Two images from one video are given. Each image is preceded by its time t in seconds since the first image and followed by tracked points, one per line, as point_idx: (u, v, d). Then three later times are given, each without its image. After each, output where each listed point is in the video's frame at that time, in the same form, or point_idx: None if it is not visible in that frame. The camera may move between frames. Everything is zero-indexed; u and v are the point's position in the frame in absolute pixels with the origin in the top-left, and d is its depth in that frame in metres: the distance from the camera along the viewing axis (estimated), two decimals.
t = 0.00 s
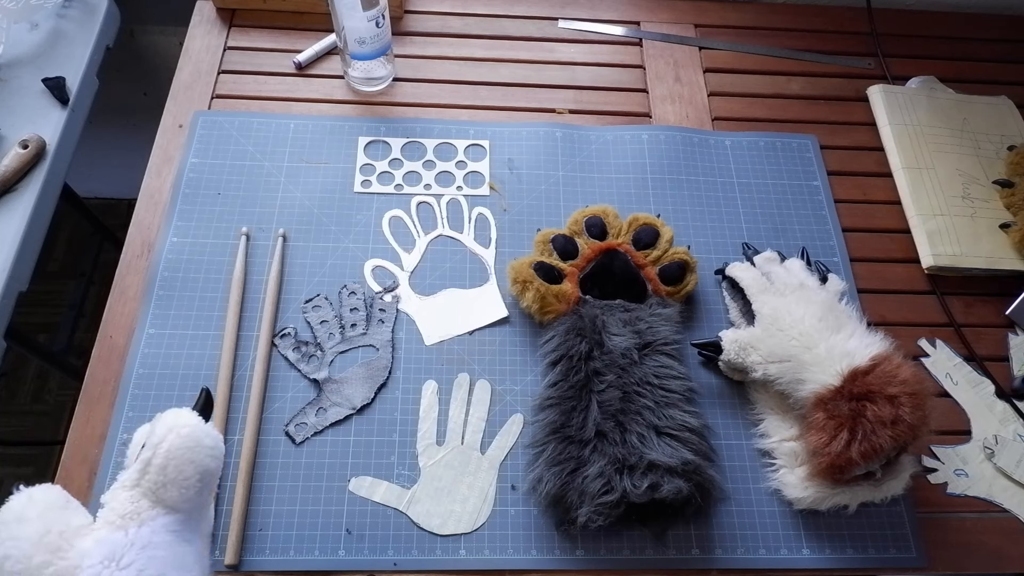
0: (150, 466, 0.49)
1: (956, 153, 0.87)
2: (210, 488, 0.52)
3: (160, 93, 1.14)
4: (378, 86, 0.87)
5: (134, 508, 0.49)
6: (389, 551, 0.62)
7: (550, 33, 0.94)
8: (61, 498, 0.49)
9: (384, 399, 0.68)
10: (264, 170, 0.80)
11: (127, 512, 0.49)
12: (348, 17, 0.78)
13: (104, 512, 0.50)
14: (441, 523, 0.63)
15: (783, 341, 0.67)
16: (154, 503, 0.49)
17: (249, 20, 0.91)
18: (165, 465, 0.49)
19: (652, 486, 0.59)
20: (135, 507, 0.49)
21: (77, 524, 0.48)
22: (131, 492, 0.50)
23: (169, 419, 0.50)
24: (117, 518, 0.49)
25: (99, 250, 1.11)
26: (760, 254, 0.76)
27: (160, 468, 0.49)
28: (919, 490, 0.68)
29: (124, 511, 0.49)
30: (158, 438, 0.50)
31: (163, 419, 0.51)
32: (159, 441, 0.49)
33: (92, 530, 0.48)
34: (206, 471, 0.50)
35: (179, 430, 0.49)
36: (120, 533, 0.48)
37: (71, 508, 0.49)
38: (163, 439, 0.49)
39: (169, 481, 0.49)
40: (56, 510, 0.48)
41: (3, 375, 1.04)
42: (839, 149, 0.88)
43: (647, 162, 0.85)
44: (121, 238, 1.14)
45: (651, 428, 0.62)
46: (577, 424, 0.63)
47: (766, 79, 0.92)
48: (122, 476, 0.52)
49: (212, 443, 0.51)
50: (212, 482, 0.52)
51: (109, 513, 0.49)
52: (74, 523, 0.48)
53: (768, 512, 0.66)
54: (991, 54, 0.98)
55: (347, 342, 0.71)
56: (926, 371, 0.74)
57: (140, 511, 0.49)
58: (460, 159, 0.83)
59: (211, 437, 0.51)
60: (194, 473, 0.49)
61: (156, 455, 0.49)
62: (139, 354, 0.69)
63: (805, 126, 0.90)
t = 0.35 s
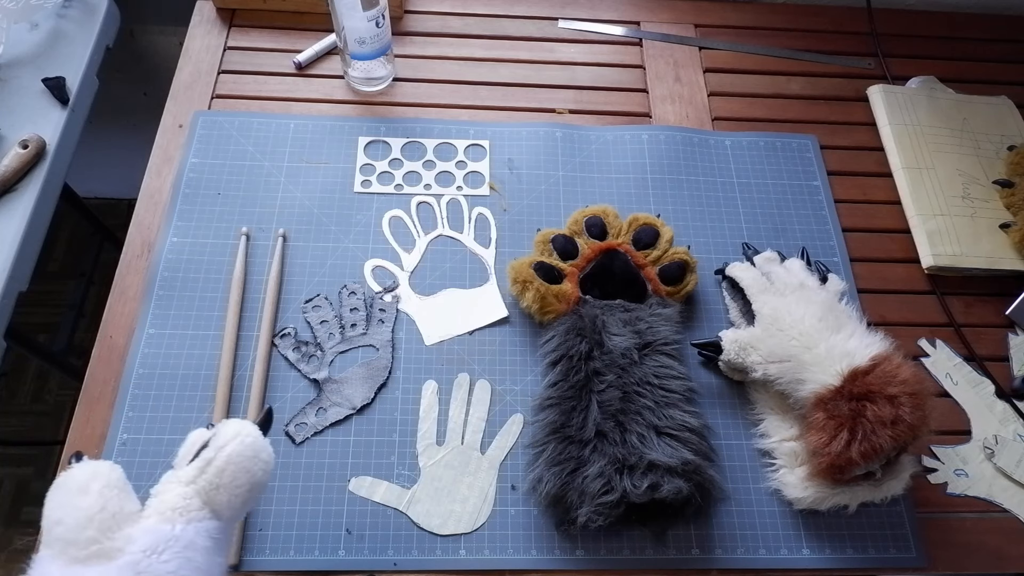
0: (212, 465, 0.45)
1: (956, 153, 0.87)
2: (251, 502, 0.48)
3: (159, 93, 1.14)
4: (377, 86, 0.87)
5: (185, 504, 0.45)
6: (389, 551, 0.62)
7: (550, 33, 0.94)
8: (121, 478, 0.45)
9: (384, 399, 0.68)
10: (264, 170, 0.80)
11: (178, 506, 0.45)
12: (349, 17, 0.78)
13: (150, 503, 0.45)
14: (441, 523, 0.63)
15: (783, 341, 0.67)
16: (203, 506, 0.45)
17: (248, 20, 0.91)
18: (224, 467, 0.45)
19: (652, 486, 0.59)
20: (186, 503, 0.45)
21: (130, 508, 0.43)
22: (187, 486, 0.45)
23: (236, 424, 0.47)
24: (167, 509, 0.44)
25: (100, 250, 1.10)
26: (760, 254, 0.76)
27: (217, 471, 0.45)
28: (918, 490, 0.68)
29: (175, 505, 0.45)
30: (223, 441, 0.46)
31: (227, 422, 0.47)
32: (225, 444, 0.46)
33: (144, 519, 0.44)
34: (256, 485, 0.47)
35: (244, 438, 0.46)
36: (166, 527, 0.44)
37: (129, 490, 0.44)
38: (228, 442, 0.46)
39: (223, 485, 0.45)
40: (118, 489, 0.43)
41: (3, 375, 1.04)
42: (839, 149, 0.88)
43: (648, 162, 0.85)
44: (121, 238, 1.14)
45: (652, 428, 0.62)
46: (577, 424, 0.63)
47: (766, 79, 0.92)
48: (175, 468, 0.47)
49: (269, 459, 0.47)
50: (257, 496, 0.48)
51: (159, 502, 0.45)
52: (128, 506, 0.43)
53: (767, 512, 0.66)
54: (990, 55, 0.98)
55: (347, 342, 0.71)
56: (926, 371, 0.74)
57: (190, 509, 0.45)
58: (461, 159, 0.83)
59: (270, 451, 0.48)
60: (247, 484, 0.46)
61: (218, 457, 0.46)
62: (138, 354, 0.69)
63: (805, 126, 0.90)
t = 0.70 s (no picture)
0: (123, 424, 0.43)
1: (956, 153, 0.87)
2: (194, 451, 0.45)
3: (160, 94, 1.14)
4: (378, 86, 0.87)
5: (105, 469, 0.44)
6: (389, 551, 0.62)
7: (550, 33, 0.94)
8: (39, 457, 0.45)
9: (384, 399, 0.68)
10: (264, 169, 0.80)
11: (98, 472, 0.44)
12: (348, 17, 0.78)
13: (77, 471, 0.45)
14: (441, 523, 0.63)
15: (783, 341, 0.67)
16: (125, 468, 0.44)
17: (249, 20, 0.91)
18: (136, 425, 0.42)
19: (652, 486, 0.59)
20: (107, 468, 0.44)
21: (48, 484, 0.43)
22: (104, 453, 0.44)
23: (147, 374, 0.43)
24: (88, 478, 0.44)
25: (100, 250, 1.10)
26: (760, 254, 0.76)
27: (131, 429, 0.43)
28: (919, 490, 0.68)
29: (96, 472, 0.44)
30: (132, 397, 0.42)
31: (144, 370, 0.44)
32: (134, 399, 0.42)
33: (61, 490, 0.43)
34: (183, 435, 0.43)
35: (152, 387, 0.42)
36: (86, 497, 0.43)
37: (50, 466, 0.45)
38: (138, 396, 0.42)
39: (140, 443, 0.43)
40: (26, 466, 0.44)
41: (4, 376, 1.04)
42: (839, 149, 0.88)
43: (647, 162, 0.85)
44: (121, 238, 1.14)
45: (651, 428, 0.62)
46: (577, 424, 0.63)
47: (766, 79, 0.92)
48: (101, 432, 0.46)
49: (192, 405, 0.43)
50: (196, 445, 0.45)
51: (82, 472, 0.44)
52: (45, 481, 0.43)
53: (768, 512, 0.66)
54: (991, 54, 0.98)
55: (347, 342, 0.71)
56: (926, 371, 0.74)
57: (110, 475, 0.44)
58: (460, 158, 0.83)
59: (192, 397, 0.43)
60: (167, 437, 0.43)
61: (128, 415, 0.43)
62: (139, 354, 0.69)
63: (804, 126, 0.90)
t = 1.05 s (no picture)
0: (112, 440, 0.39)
1: (956, 153, 0.87)
2: (198, 453, 0.41)
3: (160, 93, 1.14)
4: (377, 86, 0.87)
5: (97, 483, 0.41)
6: (389, 551, 0.62)
7: (550, 33, 0.94)
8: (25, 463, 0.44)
9: (384, 399, 0.68)
10: (264, 169, 0.80)
11: (88, 487, 0.42)
12: (348, 17, 0.78)
13: (66, 481, 0.43)
14: (441, 523, 0.63)
15: (783, 341, 0.67)
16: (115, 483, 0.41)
17: (248, 20, 0.91)
18: (127, 442, 0.38)
19: (652, 486, 0.59)
20: (95, 481, 0.41)
21: (31, 496, 0.42)
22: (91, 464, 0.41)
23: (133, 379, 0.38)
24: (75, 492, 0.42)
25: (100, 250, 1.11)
26: (760, 254, 0.76)
27: (121, 442, 0.39)
28: (918, 490, 0.68)
29: (83, 488, 0.42)
30: (117, 406, 0.38)
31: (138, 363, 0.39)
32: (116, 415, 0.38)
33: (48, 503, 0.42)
34: (180, 446, 0.39)
35: (142, 399, 0.37)
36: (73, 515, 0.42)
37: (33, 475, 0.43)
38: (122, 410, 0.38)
39: (133, 457, 0.39)
40: (15, 475, 0.43)
41: (4, 375, 1.04)
42: (839, 149, 0.88)
43: (647, 162, 0.85)
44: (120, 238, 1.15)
45: (651, 428, 0.62)
46: (577, 424, 0.63)
47: (766, 79, 0.92)
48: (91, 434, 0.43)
49: (188, 414, 0.38)
50: (198, 451, 0.41)
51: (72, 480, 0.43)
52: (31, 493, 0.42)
53: (767, 512, 0.66)
54: (991, 55, 0.98)
55: (347, 342, 0.71)
56: (926, 371, 0.74)
57: (101, 489, 0.41)
58: (461, 158, 0.83)
59: (189, 406, 0.39)
60: (161, 452, 0.39)
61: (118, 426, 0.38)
62: (138, 354, 0.69)
63: (804, 126, 0.90)
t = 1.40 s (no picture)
0: (143, 424, 0.43)
1: (956, 153, 0.87)
2: (224, 443, 0.46)
3: (160, 93, 1.14)
4: (378, 86, 0.87)
5: (127, 475, 0.45)
6: (389, 551, 0.62)
7: (550, 33, 0.94)
8: (49, 453, 0.46)
9: (384, 399, 0.68)
10: (264, 170, 0.80)
11: (117, 479, 0.45)
12: (348, 17, 0.78)
13: (92, 472, 0.46)
14: (441, 523, 0.63)
15: (783, 341, 0.67)
16: (145, 471, 0.45)
17: (249, 20, 0.91)
18: (159, 426, 0.43)
19: (652, 486, 0.59)
20: (125, 474, 0.45)
21: (60, 488, 0.45)
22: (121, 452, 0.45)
23: (161, 373, 0.42)
24: (103, 485, 0.45)
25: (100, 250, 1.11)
26: (760, 254, 0.76)
27: (152, 432, 0.43)
28: (919, 490, 0.68)
29: (112, 480, 0.45)
30: (153, 395, 0.42)
31: (167, 352, 0.44)
32: (154, 392, 0.42)
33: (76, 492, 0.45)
34: (212, 433, 0.44)
35: (178, 383, 0.42)
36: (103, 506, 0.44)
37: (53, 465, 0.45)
38: (164, 386, 0.42)
39: (164, 447, 0.43)
40: (39, 465, 0.45)
41: (4, 375, 1.04)
42: (839, 149, 0.88)
43: (647, 162, 0.85)
44: (120, 238, 1.15)
45: (651, 428, 0.62)
46: (577, 424, 0.63)
47: (766, 79, 0.92)
48: (117, 427, 0.46)
49: (218, 403, 0.43)
50: (224, 438, 0.45)
51: (97, 475, 0.45)
52: (56, 484, 0.45)
53: (768, 512, 0.66)
54: (991, 54, 0.98)
55: (347, 342, 0.71)
56: (926, 371, 0.74)
57: (131, 480, 0.45)
58: (460, 159, 0.83)
59: (218, 398, 0.43)
60: (194, 440, 0.43)
61: (150, 415, 0.43)
62: (138, 354, 0.69)
63: (804, 126, 0.90)
